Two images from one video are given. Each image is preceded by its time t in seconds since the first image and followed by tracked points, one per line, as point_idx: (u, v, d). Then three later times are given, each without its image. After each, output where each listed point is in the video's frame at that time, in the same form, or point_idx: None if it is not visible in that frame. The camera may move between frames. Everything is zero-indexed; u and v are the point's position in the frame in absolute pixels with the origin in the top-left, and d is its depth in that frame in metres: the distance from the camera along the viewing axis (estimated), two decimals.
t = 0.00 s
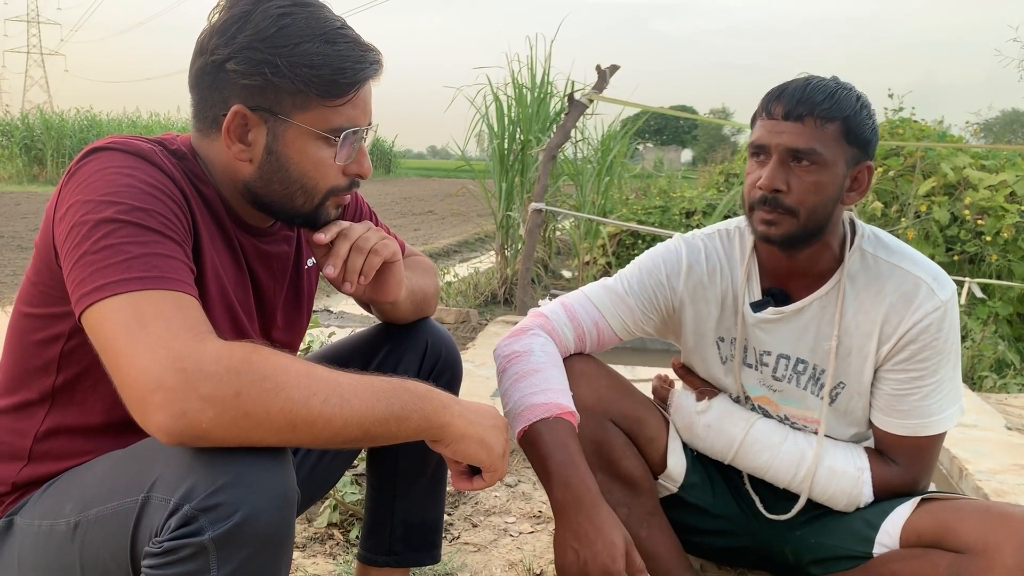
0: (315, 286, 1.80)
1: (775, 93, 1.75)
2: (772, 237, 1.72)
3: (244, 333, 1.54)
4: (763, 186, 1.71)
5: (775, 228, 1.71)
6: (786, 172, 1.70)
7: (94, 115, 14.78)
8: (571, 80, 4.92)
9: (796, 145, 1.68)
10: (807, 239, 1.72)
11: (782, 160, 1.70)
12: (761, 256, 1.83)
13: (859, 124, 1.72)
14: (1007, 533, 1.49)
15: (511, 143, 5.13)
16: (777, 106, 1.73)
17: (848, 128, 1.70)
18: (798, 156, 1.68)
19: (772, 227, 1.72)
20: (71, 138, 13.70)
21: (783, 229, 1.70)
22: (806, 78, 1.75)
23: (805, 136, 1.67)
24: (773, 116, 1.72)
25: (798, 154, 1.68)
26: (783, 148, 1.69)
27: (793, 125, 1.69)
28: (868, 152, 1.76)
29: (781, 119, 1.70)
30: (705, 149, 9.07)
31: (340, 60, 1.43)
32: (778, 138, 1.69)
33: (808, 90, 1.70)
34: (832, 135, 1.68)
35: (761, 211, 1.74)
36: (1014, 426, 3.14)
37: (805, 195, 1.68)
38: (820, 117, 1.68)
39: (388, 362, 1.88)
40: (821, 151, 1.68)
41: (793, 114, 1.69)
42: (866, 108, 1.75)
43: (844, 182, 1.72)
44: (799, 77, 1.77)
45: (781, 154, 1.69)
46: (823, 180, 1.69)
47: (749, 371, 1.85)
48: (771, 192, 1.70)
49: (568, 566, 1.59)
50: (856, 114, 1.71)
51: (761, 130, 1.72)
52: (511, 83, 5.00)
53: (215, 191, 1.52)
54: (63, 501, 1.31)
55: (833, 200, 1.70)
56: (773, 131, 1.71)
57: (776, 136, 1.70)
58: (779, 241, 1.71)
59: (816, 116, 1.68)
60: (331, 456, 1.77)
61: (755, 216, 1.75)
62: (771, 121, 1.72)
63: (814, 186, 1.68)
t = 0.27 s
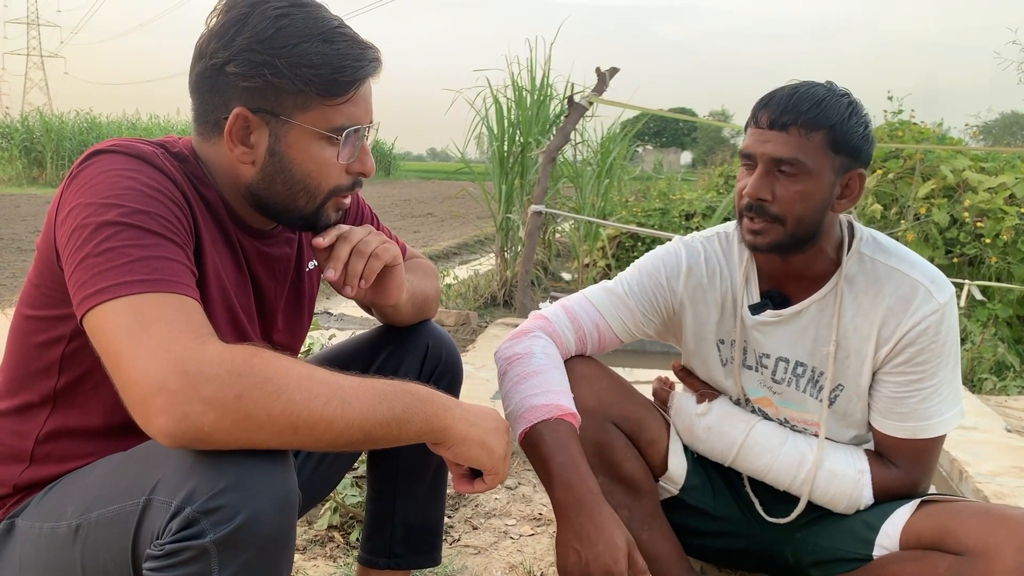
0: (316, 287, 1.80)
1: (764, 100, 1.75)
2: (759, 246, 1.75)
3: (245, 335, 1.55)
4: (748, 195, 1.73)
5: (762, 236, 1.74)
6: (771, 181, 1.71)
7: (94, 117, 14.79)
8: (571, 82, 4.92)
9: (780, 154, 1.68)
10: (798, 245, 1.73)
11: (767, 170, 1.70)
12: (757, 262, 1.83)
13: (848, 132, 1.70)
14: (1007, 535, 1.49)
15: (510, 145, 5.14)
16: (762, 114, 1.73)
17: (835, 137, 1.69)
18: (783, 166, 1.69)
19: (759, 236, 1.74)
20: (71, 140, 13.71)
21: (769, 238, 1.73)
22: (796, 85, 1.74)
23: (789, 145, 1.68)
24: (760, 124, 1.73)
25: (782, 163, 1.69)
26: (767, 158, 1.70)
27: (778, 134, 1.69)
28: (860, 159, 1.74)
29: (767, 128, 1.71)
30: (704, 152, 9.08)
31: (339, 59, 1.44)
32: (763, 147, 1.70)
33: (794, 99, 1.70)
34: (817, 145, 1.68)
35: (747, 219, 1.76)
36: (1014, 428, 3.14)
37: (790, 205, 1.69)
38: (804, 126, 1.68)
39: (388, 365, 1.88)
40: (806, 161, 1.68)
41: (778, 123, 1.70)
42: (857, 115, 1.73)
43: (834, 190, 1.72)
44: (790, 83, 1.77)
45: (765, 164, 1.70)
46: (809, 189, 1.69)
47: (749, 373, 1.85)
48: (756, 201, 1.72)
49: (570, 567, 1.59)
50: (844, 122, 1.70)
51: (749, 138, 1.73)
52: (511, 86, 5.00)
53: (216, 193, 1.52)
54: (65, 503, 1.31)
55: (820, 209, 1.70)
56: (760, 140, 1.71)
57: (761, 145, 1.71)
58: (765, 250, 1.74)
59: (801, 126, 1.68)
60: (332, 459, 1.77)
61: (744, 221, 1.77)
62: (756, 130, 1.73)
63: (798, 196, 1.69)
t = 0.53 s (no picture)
0: (315, 288, 1.81)
1: (765, 105, 1.74)
2: (751, 248, 1.76)
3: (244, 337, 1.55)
4: (743, 199, 1.74)
5: (755, 239, 1.75)
6: (766, 187, 1.72)
7: (94, 120, 14.80)
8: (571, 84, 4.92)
9: (776, 160, 1.69)
10: (797, 248, 1.73)
11: (763, 175, 1.71)
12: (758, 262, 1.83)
13: (848, 140, 1.70)
14: (1007, 537, 1.49)
15: (510, 148, 5.14)
16: (762, 119, 1.73)
17: (833, 144, 1.69)
18: (778, 171, 1.70)
19: (751, 239, 1.75)
20: (71, 142, 13.71)
21: (762, 242, 1.74)
22: (796, 90, 1.74)
23: (785, 152, 1.68)
24: (758, 129, 1.73)
25: (778, 169, 1.70)
26: (764, 163, 1.70)
27: (775, 139, 1.70)
28: (860, 167, 1.74)
29: (765, 133, 1.71)
30: (704, 154, 9.09)
31: (331, 47, 1.45)
32: (760, 152, 1.71)
33: (793, 105, 1.70)
34: (814, 152, 1.69)
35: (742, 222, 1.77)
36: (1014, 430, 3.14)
37: (784, 211, 1.70)
38: (802, 133, 1.68)
39: (390, 367, 1.88)
40: (801, 168, 1.68)
41: (776, 128, 1.70)
42: (858, 123, 1.73)
43: (831, 197, 1.72)
44: (792, 88, 1.76)
45: (762, 169, 1.71)
46: (804, 197, 1.70)
47: (749, 375, 1.86)
48: (750, 206, 1.73)
49: (571, 568, 1.59)
50: (844, 129, 1.70)
51: (748, 142, 1.74)
52: (511, 88, 5.00)
53: (215, 196, 1.52)
54: (66, 505, 1.31)
55: (815, 215, 1.71)
56: (758, 144, 1.72)
57: (759, 149, 1.71)
58: (758, 252, 1.75)
59: (800, 132, 1.68)
60: (332, 460, 1.78)
61: (738, 225, 1.78)
62: (755, 134, 1.73)
63: (793, 203, 1.69)
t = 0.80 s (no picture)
0: (316, 291, 1.81)
1: (769, 108, 1.74)
2: (754, 252, 1.76)
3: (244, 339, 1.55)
4: (747, 203, 1.74)
5: (757, 243, 1.74)
6: (770, 191, 1.71)
7: (95, 122, 14.82)
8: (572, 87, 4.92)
9: (781, 165, 1.68)
10: (799, 252, 1.73)
11: (767, 179, 1.71)
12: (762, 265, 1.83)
13: (851, 145, 1.70)
14: (1009, 540, 1.49)
15: (511, 150, 5.15)
16: (767, 122, 1.73)
17: (836, 149, 1.69)
18: (782, 176, 1.69)
19: (754, 243, 1.75)
20: (72, 144, 13.73)
21: (765, 246, 1.73)
22: (801, 94, 1.74)
23: (789, 156, 1.68)
24: (762, 133, 1.73)
25: (782, 174, 1.69)
26: (768, 168, 1.70)
27: (780, 144, 1.69)
28: (862, 172, 1.74)
29: (770, 137, 1.71)
30: (705, 156, 9.09)
31: (331, 50, 1.45)
32: (765, 156, 1.70)
33: (798, 109, 1.69)
34: (818, 157, 1.69)
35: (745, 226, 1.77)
36: (1015, 433, 3.14)
37: (787, 216, 1.70)
38: (807, 137, 1.68)
39: (391, 368, 1.89)
40: (806, 173, 1.68)
41: (780, 133, 1.69)
42: (863, 128, 1.73)
43: (834, 202, 1.72)
44: (796, 92, 1.76)
45: (766, 173, 1.71)
46: (808, 201, 1.69)
47: (751, 378, 1.85)
48: (754, 210, 1.73)
49: (573, 570, 1.59)
50: (848, 135, 1.70)
51: (752, 146, 1.73)
52: (511, 91, 5.01)
53: (215, 198, 1.52)
54: (66, 508, 1.31)
55: (818, 220, 1.70)
56: (762, 148, 1.71)
57: (764, 153, 1.71)
58: (761, 256, 1.75)
59: (804, 137, 1.68)
60: (333, 463, 1.77)
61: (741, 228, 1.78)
62: (760, 137, 1.73)
63: (796, 208, 1.69)
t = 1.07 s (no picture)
0: (316, 292, 1.81)
1: (771, 111, 1.74)
2: (755, 255, 1.76)
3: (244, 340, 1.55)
4: (748, 207, 1.73)
5: (759, 246, 1.74)
6: (771, 194, 1.71)
7: (97, 123, 14.84)
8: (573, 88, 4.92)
9: (782, 168, 1.68)
10: (801, 254, 1.73)
11: (769, 183, 1.71)
12: (761, 267, 1.83)
13: (853, 149, 1.70)
14: (1010, 542, 1.49)
15: (512, 151, 5.15)
16: (768, 126, 1.73)
17: (838, 153, 1.69)
18: (783, 179, 1.69)
19: (756, 246, 1.75)
20: (74, 145, 13.75)
21: (766, 249, 1.73)
22: (803, 98, 1.73)
23: (791, 160, 1.68)
24: (764, 136, 1.73)
25: (783, 177, 1.69)
26: (769, 171, 1.70)
27: (781, 147, 1.69)
28: (863, 175, 1.74)
29: (771, 140, 1.71)
30: (706, 157, 9.09)
31: (334, 53, 1.45)
32: (766, 159, 1.70)
33: (800, 112, 1.69)
34: (819, 161, 1.68)
35: (746, 229, 1.77)
36: (1017, 434, 3.14)
37: (788, 220, 1.70)
38: (808, 141, 1.68)
39: (392, 370, 1.89)
40: (807, 177, 1.68)
41: (782, 136, 1.69)
42: (864, 132, 1.73)
43: (835, 206, 1.72)
44: (797, 95, 1.76)
45: (767, 176, 1.70)
46: (809, 205, 1.69)
47: (752, 379, 1.85)
48: (755, 213, 1.73)
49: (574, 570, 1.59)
50: (849, 139, 1.69)
51: (753, 149, 1.73)
52: (512, 92, 5.01)
53: (216, 200, 1.52)
54: (66, 509, 1.31)
55: (819, 223, 1.70)
56: (764, 151, 1.71)
57: (765, 157, 1.71)
58: (762, 259, 1.75)
59: (805, 141, 1.68)
60: (333, 464, 1.77)
61: (743, 232, 1.78)
62: (761, 141, 1.73)
63: (797, 211, 1.69)
